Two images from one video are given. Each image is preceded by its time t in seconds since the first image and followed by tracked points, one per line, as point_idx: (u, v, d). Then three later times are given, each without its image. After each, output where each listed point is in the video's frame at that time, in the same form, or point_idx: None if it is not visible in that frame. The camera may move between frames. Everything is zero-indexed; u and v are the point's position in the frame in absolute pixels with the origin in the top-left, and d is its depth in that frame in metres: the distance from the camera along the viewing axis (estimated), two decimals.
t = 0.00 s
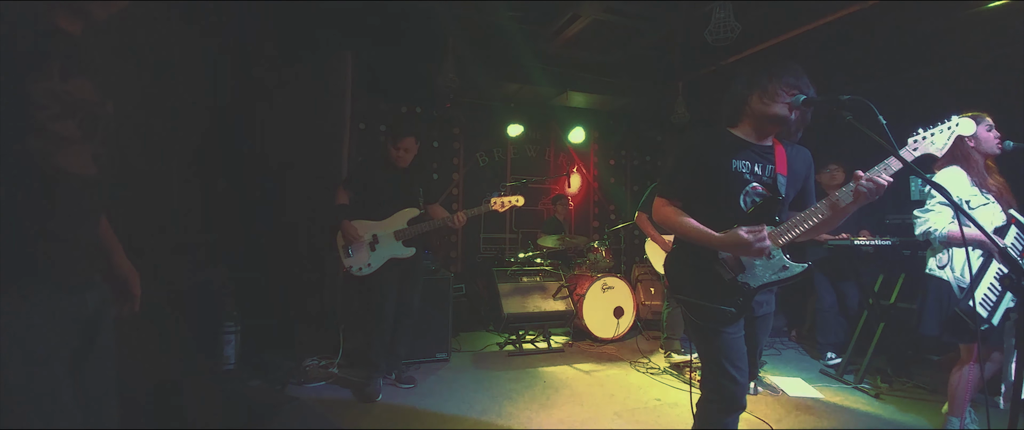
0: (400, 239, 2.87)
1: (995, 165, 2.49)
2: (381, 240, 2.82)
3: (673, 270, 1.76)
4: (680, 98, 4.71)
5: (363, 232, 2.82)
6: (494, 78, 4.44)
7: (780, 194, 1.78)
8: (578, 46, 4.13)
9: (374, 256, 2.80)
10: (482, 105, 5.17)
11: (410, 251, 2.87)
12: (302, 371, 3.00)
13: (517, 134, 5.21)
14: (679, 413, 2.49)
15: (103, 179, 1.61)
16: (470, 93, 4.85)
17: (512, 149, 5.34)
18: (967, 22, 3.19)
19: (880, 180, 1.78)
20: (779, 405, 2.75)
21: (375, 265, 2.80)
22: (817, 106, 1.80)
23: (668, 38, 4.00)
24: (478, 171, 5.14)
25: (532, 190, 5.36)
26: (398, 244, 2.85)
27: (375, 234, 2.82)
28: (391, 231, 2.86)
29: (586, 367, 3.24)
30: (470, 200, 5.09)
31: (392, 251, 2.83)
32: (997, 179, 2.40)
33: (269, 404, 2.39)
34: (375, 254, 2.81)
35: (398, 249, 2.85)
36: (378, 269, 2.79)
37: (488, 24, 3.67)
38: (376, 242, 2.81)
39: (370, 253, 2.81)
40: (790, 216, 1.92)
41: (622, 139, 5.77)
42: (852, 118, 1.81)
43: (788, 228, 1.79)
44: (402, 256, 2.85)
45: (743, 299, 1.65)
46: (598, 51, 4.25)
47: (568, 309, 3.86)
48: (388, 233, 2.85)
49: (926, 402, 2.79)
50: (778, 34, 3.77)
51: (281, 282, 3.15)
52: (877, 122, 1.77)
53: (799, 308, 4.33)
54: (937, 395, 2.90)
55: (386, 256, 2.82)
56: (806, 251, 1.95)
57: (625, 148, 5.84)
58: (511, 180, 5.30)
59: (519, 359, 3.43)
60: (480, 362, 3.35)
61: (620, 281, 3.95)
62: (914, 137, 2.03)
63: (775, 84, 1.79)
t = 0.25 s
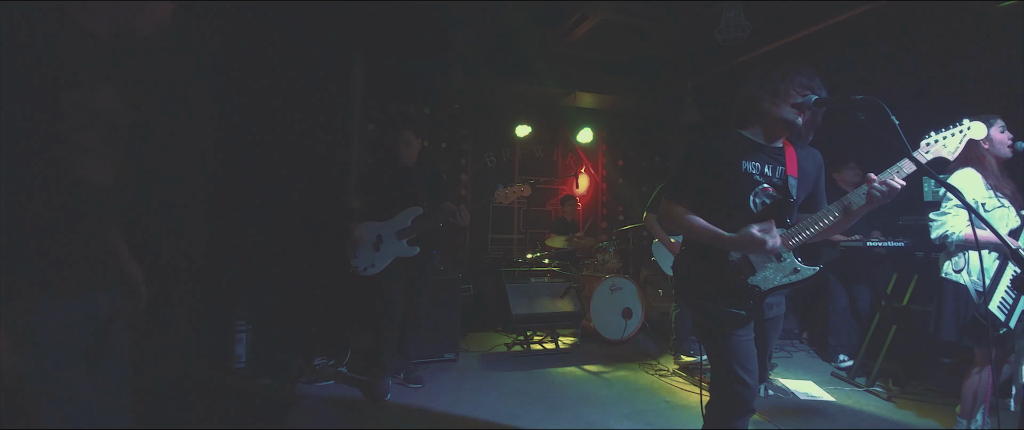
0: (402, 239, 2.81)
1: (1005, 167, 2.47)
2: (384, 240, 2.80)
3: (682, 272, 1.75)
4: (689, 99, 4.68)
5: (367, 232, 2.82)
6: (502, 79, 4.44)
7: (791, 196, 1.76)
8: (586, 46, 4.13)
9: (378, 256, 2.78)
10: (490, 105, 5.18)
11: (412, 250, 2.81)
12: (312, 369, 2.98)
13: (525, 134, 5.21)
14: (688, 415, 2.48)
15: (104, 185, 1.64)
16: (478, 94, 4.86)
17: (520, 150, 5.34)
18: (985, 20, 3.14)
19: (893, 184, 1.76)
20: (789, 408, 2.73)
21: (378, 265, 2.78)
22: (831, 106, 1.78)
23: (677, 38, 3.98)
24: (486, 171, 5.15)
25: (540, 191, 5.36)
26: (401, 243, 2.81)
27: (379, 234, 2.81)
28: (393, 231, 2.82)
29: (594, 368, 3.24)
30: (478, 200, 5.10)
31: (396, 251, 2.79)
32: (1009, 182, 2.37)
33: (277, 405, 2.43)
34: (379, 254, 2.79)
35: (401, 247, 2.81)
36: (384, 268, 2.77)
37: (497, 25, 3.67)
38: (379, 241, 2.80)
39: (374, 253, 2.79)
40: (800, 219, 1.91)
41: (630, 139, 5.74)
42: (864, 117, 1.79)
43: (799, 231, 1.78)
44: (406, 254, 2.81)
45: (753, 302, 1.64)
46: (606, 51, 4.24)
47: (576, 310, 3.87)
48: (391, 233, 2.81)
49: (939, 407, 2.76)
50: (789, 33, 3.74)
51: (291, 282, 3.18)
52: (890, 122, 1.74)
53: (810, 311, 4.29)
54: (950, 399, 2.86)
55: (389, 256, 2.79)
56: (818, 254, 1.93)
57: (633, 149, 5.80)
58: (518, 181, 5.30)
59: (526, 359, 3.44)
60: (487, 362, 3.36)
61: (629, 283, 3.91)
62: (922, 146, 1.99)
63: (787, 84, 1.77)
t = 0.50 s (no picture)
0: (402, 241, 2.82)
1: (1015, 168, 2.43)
2: (386, 240, 2.82)
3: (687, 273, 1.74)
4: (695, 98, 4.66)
5: (369, 231, 2.85)
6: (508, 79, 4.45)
7: (797, 198, 1.75)
8: (592, 46, 4.13)
9: (377, 256, 2.82)
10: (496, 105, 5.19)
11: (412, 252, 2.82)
12: (318, 369, 2.98)
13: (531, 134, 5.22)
14: (694, 417, 2.46)
15: (150, 195, 1.18)
16: (484, 94, 4.87)
17: (525, 150, 5.34)
18: (996, 18, 3.11)
19: (901, 186, 1.75)
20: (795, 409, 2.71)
21: (378, 265, 2.82)
22: (839, 107, 1.77)
23: (682, 38, 3.97)
24: (492, 171, 5.16)
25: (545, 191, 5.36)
26: (403, 245, 2.82)
27: (381, 234, 2.83)
28: (395, 232, 2.83)
29: (600, 369, 3.24)
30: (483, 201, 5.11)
31: (397, 251, 2.81)
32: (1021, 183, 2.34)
33: (284, 403, 2.45)
34: (379, 254, 2.82)
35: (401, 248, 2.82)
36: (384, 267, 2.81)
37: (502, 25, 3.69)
38: (381, 241, 2.82)
39: (375, 252, 2.83)
40: (808, 221, 1.89)
41: (636, 140, 5.72)
42: (873, 118, 1.77)
43: (807, 232, 1.77)
44: (406, 257, 2.82)
45: (759, 305, 1.62)
46: (612, 51, 4.23)
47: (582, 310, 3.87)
48: (392, 233, 2.82)
49: (948, 408, 2.73)
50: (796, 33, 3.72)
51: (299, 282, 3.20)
52: (898, 122, 1.73)
53: (818, 312, 4.25)
54: (960, 401, 2.83)
55: (389, 256, 2.81)
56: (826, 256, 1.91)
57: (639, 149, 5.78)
58: (524, 181, 5.30)
59: (532, 360, 3.44)
60: (492, 362, 3.37)
61: (635, 284, 3.92)
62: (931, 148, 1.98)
63: (795, 84, 1.76)
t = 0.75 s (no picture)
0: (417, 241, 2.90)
1: None
2: (398, 241, 2.86)
3: (693, 274, 1.73)
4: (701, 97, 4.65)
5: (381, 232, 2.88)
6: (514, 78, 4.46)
7: (803, 198, 1.75)
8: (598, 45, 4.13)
9: (389, 256, 2.83)
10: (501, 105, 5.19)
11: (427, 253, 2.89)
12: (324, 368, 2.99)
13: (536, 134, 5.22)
14: (700, 418, 2.45)
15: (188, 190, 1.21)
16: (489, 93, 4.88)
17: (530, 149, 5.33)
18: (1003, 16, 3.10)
19: (908, 187, 1.74)
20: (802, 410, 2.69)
21: (392, 265, 2.82)
22: (846, 106, 1.76)
23: (689, 36, 3.96)
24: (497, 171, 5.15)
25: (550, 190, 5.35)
26: (414, 246, 2.87)
27: (394, 235, 2.88)
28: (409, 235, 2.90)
29: (605, 369, 3.24)
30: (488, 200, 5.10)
31: (408, 252, 2.86)
32: None
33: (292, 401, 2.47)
34: (391, 254, 2.84)
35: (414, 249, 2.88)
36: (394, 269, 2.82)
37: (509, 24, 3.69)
38: (393, 242, 2.86)
39: (388, 253, 2.84)
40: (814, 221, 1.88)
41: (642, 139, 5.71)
42: (880, 117, 1.77)
43: (813, 233, 1.76)
44: (419, 258, 2.87)
45: (765, 305, 1.61)
46: (618, 50, 4.23)
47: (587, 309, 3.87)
48: (405, 235, 2.89)
49: (957, 410, 2.71)
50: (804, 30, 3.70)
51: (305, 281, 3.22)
52: (906, 122, 1.72)
53: (825, 313, 4.22)
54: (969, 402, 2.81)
55: (400, 257, 2.84)
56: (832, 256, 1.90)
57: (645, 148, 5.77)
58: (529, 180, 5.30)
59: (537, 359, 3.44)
60: (498, 362, 3.37)
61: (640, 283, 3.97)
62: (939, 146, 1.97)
63: (803, 83, 1.75)
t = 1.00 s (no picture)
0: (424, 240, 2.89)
1: None
2: (403, 240, 2.85)
3: (698, 274, 1.73)
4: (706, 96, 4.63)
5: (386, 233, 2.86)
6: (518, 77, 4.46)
7: (809, 199, 1.75)
8: (602, 43, 4.12)
9: (397, 255, 2.83)
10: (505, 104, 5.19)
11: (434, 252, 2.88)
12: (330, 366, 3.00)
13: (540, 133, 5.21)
14: (706, 419, 2.44)
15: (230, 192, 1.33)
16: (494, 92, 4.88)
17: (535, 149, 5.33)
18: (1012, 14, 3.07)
19: (916, 188, 1.73)
20: (808, 410, 2.68)
21: (399, 265, 2.82)
22: (853, 105, 1.75)
23: (694, 34, 3.94)
24: (501, 170, 5.15)
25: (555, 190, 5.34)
26: (421, 245, 2.87)
27: (399, 235, 2.86)
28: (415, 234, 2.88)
29: (609, 368, 3.23)
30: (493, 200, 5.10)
31: (415, 251, 2.85)
32: None
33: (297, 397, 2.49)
34: (398, 254, 2.83)
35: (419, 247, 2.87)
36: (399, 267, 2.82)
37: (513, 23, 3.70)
38: (399, 242, 2.85)
39: (394, 253, 2.84)
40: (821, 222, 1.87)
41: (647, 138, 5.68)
42: (888, 116, 1.75)
43: (820, 233, 1.74)
44: (426, 257, 2.86)
45: (770, 305, 1.61)
46: (623, 48, 4.21)
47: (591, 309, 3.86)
48: (411, 233, 2.87)
49: (966, 411, 2.68)
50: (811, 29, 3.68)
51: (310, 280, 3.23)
52: (914, 120, 1.71)
53: (831, 314, 4.19)
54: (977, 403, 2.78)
55: (407, 256, 2.83)
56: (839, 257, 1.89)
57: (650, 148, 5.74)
58: (533, 180, 5.29)
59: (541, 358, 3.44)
60: (502, 361, 3.37)
61: (645, 283, 3.97)
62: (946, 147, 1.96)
63: (810, 82, 1.74)
